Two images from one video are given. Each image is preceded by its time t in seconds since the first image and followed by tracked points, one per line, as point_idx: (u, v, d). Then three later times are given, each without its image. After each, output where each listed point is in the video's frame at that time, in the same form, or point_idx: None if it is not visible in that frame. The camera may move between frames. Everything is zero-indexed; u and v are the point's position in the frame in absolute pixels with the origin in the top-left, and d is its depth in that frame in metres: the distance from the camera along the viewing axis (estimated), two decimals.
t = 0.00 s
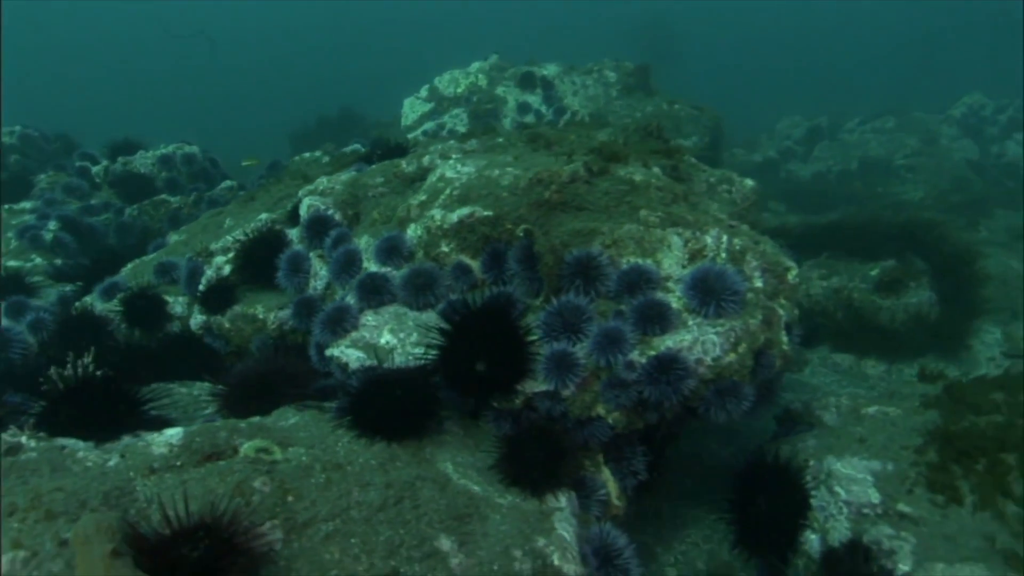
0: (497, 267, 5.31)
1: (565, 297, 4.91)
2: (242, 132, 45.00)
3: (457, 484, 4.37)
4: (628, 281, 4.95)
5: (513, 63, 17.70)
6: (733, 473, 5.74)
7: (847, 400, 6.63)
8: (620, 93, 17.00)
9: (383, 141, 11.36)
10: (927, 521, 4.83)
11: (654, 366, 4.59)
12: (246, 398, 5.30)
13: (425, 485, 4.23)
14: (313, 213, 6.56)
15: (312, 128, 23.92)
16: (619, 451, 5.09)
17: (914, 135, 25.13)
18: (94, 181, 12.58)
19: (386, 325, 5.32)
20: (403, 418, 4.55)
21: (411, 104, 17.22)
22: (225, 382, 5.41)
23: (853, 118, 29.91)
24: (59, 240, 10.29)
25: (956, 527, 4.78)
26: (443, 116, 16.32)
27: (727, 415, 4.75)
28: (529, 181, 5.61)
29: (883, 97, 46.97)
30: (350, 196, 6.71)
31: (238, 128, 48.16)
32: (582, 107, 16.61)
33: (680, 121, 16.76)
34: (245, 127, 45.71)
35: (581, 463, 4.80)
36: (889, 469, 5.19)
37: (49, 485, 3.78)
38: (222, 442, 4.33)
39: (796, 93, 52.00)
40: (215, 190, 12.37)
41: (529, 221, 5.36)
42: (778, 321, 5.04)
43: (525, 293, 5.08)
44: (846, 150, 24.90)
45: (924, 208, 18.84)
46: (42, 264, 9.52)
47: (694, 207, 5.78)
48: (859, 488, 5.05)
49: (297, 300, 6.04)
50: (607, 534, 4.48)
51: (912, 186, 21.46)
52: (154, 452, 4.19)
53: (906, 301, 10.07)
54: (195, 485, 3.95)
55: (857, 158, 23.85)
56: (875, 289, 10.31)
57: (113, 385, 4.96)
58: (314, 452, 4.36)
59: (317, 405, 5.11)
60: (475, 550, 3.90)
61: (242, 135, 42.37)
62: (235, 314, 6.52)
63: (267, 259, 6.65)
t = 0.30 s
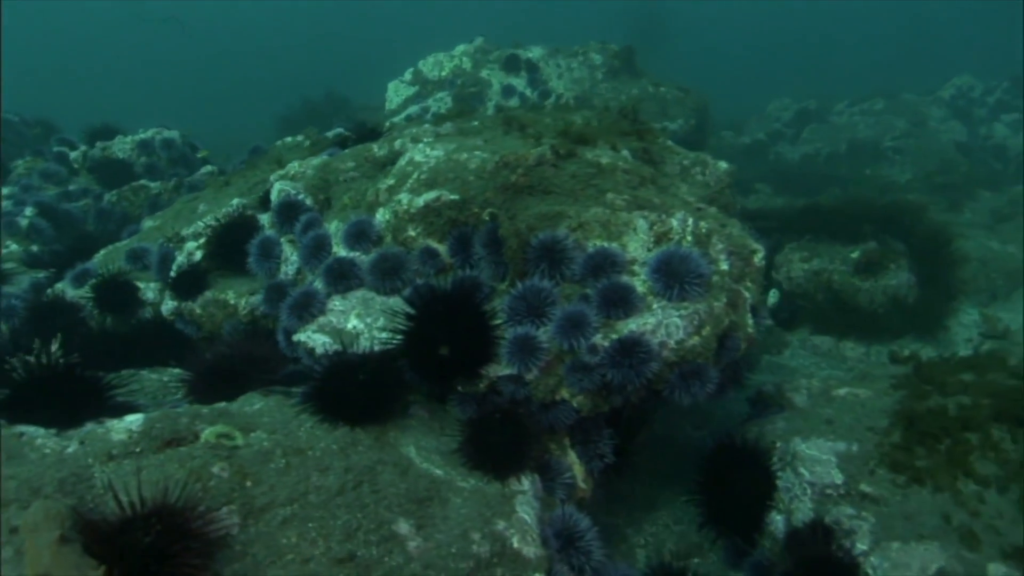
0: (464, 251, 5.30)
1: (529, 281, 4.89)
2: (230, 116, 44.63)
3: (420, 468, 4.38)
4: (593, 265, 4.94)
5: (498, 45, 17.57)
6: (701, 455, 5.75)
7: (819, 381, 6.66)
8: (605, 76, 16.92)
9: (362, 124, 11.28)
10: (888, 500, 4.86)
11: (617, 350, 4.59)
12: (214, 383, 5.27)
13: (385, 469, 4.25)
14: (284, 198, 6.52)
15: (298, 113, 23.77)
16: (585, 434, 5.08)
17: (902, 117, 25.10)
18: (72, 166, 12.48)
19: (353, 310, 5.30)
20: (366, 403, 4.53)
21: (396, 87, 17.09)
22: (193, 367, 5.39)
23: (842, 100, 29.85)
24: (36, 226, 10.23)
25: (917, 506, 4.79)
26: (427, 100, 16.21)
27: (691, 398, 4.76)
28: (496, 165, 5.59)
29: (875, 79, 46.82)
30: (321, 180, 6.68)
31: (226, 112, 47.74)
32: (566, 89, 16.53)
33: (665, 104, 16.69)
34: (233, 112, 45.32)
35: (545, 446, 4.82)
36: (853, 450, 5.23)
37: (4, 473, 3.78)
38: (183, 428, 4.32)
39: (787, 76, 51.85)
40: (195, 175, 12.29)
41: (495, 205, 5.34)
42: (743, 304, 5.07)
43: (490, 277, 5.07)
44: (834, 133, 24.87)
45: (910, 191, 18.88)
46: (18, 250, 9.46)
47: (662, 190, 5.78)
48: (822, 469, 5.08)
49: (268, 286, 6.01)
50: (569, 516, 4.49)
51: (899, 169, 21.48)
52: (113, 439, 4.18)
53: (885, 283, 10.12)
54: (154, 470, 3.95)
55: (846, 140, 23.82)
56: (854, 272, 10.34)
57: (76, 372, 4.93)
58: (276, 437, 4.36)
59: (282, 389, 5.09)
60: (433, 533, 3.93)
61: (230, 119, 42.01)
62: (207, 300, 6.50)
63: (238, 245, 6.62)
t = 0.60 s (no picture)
0: (435, 240, 5.26)
1: (498, 270, 4.87)
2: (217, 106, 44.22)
3: (387, 458, 4.36)
4: (563, 254, 4.92)
5: (483, 33, 17.47)
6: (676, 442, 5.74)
7: (795, 366, 6.68)
8: (591, 63, 16.86)
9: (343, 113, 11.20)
10: (857, 486, 4.89)
11: (585, 338, 4.57)
12: (185, 376, 5.27)
13: (351, 461, 4.23)
14: (257, 189, 6.46)
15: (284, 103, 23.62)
16: (557, 423, 5.07)
17: (889, 102, 25.12)
18: (51, 158, 12.37)
19: (324, 301, 5.26)
20: (333, 395, 4.50)
21: (380, 76, 16.95)
22: (163, 361, 5.38)
23: (831, 86, 29.81)
24: (13, 219, 10.15)
25: (885, 490, 4.83)
26: (412, 88, 16.12)
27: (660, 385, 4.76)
28: (466, 154, 5.57)
29: (865, 64, 46.68)
30: (294, 170, 6.63)
31: (214, 102, 47.33)
32: (551, 77, 16.47)
33: (651, 90, 16.62)
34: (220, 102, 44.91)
35: (516, 435, 4.81)
36: (824, 436, 5.26)
37: None
38: (148, 422, 4.30)
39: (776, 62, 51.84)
40: (175, 167, 12.23)
41: (464, 193, 5.32)
42: (712, 291, 5.07)
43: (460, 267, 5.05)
44: (822, 118, 24.87)
45: (896, 177, 18.93)
46: None
47: (633, 177, 5.77)
48: (793, 454, 5.11)
49: (241, 277, 5.94)
50: (538, 505, 4.48)
51: (886, 154, 21.53)
52: (76, 434, 4.15)
53: (867, 269, 10.16)
54: (116, 465, 3.93)
55: (834, 125, 23.81)
56: (836, 257, 10.37)
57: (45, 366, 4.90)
58: (242, 430, 4.33)
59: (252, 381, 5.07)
60: (398, 524, 3.94)
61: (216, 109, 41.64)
62: (180, 293, 6.45)
63: (210, 236, 6.56)
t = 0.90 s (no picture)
0: (418, 235, 5.22)
1: (481, 265, 4.82)
2: (214, 99, 44.01)
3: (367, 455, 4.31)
4: (546, 248, 4.87)
5: (478, 26, 17.38)
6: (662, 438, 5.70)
7: (783, 361, 6.64)
8: (587, 56, 16.78)
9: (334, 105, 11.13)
10: (843, 483, 4.85)
11: (568, 333, 4.52)
12: (166, 371, 5.23)
13: (329, 457, 4.20)
14: (242, 182, 6.40)
15: (280, 96, 23.54)
16: (540, 419, 5.02)
17: (888, 95, 25.02)
18: (41, 151, 12.30)
19: (307, 296, 5.21)
20: (313, 391, 4.45)
21: (375, 69, 16.83)
22: (143, 356, 5.32)
23: (830, 80, 29.68)
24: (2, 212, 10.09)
25: (870, 488, 4.78)
26: (406, 81, 16.05)
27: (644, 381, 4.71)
28: (450, 148, 5.52)
29: (865, 58, 46.51)
30: (279, 164, 6.58)
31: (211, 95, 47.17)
32: (546, 70, 16.39)
33: (647, 83, 16.53)
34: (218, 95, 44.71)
35: (498, 431, 4.77)
36: (810, 433, 5.22)
37: None
38: (124, 418, 4.25)
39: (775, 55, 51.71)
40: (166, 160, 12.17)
41: (447, 188, 5.27)
42: (697, 286, 5.03)
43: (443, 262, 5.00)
44: (820, 111, 24.77)
45: (893, 171, 18.87)
46: None
47: (619, 172, 5.73)
48: (778, 451, 5.06)
49: (226, 271, 5.87)
50: (519, 502, 4.43)
51: (883, 148, 21.45)
52: (50, 430, 4.10)
53: (860, 263, 10.11)
54: (89, 462, 3.87)
55: (832, 119, 23.69)
56: (829, 252, 10.33)
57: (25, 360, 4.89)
58: (220, 426, 4.28)
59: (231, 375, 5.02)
60: (375, 522, 3.91)
61: (213, 102, 41.44)
62: (165, 287, 6.39)
63: (195, 230, 6.49)
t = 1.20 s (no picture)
0: (410, 231, 5.15)
1: (473, 261, 4.75)
2: (214, 95, 43.92)
3: (356, 454, 4.26)
4: (539, 244, 4.81)
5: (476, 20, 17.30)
6: (657, 436, 5.63)
7: (781, 357, 6.57)
8: (586, 50, 16.68)
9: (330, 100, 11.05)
10: (839, 481, 4.79)
11: (560, 330, 4.45)
12: (154, 369, 5.16)
13: (317, 457, 4.14)
14: (234, 178, 6.34)
15: (279, 91, 23.47)
16: (533, 417, 4.96)
17: (890, 89, 24.87)
18: (36, 148, 12.24)
19: (298, 293, 5.14)
20: (302, 389, 4.39)
21: (373, 64, 16.72)
22: (130, 353, 5.26)
23: (832, 74, 29.53)
24: None
25: (866, 487, 4.71)
26: (404, 76, 15.96)
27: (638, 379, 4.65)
28: (442, 142, 5.45)
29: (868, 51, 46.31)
30: (271, 160, 6.51)
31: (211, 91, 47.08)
32: (545, 64, 16.30)
33: (646, 77, 16.44)
34: (218, 91, 44.60)
35: (490, 430, 4.71)
36: (807, 430, 5.17)
37: None
38: (110, 417, 4.19)
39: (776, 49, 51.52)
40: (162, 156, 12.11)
41: (439, 183, 5.20)
42: (692, 282, 4.96)
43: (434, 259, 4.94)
44: (821, 105, 24.65)
45: (894, 165, 18.77)
46: None
47: (613, 167, 5.65)
48: (774, 449, 5.00)
49: (217, 267, 5.80)
50: (510, 502, 4.38)
51: (884, 142, 21.34)
52: (34, 431, 4.04)
53: (860, 258, 10.12)
54: (73, 463, 3.82)
55: (833, 113, 23.56)
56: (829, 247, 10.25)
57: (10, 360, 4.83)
58: (207, 426, 4.23)
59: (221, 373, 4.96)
60: (364, 522, 3.86)
61: (213, 98, 41.34)
62: (156, 285, 6.34)
63: (185, 227, 6.42)
